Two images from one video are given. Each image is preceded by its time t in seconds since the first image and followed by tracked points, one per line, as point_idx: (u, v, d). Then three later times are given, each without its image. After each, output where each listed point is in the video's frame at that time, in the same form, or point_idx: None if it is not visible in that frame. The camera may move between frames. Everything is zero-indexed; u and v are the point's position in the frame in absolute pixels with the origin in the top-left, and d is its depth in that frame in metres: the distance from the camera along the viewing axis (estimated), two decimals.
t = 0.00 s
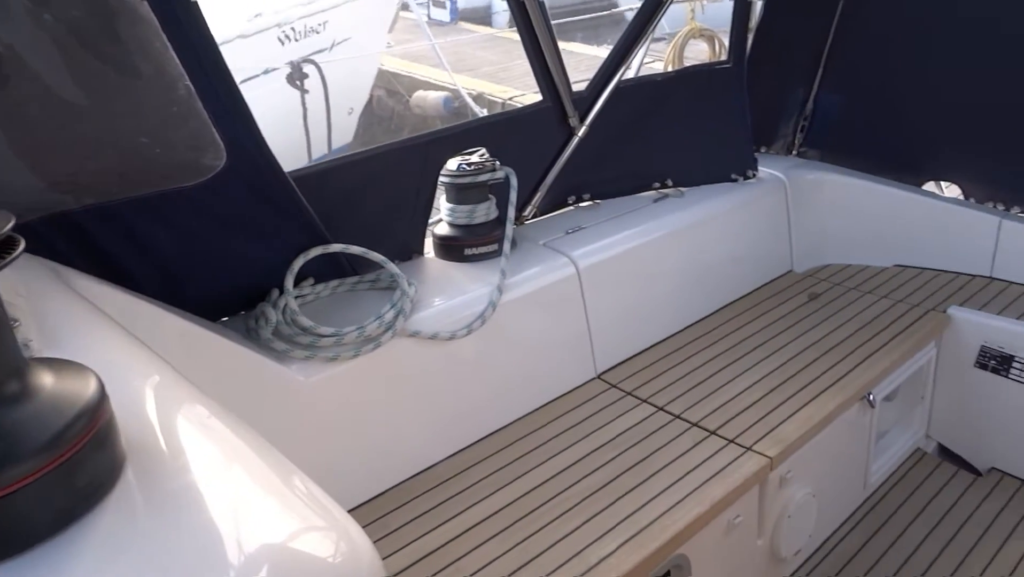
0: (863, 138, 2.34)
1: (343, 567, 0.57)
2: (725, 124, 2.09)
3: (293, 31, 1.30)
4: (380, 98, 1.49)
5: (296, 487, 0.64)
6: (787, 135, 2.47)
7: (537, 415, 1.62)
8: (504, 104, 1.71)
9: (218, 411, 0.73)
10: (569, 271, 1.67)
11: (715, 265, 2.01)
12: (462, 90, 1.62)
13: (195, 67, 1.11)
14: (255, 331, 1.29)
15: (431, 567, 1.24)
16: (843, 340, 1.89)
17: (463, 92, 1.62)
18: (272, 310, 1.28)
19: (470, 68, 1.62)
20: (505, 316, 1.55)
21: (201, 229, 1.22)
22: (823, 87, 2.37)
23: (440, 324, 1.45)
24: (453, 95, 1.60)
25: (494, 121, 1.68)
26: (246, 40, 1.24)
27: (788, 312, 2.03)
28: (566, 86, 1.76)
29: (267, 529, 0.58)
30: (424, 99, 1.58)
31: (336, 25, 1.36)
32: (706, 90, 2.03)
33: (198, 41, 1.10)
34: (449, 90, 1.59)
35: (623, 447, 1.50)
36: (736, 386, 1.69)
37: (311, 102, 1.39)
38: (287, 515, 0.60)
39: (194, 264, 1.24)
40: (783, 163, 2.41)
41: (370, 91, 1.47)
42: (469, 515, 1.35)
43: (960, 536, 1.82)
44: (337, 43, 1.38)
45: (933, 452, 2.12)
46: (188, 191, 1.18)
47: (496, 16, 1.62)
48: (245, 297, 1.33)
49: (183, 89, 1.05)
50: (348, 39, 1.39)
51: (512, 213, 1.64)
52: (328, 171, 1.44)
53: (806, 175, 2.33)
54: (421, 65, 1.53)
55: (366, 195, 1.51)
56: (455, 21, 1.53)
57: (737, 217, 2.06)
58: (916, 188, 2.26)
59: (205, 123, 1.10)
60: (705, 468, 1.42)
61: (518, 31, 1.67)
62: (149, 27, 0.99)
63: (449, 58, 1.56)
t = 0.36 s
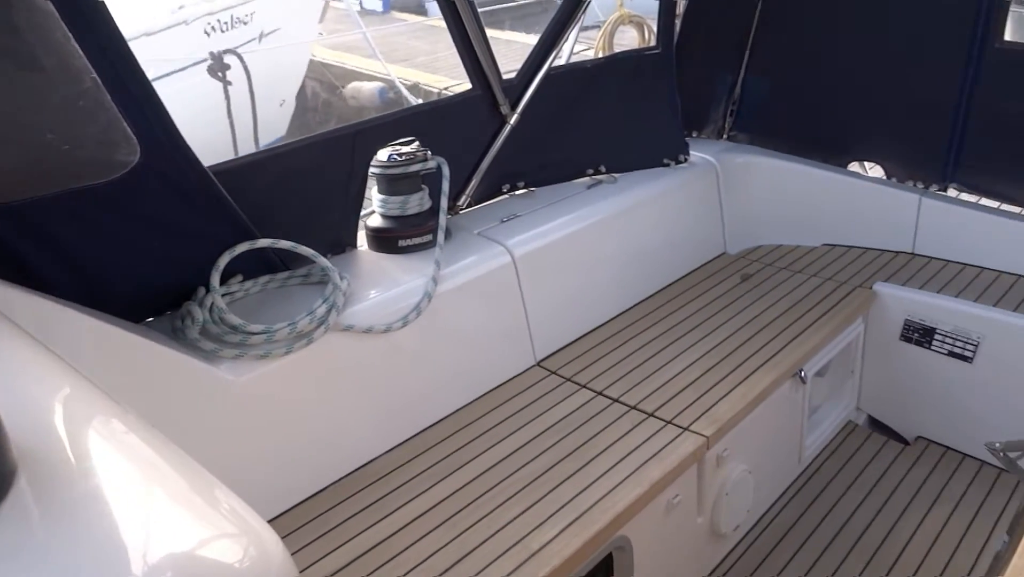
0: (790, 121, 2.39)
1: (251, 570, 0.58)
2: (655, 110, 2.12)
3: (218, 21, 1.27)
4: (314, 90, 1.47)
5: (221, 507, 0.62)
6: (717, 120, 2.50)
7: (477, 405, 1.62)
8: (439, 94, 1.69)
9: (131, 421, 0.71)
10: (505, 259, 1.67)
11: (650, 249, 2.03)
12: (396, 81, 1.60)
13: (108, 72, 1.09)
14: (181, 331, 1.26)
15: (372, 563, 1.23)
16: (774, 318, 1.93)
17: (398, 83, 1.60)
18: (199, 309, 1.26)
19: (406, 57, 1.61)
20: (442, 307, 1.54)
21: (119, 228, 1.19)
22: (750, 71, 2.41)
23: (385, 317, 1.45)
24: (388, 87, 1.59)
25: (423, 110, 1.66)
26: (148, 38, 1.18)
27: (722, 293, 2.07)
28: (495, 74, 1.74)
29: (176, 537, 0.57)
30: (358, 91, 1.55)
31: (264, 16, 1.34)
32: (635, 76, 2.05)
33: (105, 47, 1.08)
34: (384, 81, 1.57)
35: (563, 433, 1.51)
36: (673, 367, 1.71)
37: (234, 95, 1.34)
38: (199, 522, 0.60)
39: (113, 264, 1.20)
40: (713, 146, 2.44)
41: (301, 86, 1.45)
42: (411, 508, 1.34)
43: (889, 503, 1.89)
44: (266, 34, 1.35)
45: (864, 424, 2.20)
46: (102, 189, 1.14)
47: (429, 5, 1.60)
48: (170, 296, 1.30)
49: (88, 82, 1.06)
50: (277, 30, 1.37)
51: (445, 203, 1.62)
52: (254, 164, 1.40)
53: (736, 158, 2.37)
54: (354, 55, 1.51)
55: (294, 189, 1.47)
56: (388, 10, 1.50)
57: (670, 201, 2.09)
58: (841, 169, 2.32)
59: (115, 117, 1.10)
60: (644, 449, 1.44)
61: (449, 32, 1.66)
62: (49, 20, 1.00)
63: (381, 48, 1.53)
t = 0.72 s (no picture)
0: (718, 106, 2.43)
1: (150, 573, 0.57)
2: (586, 97, 2.13)
3: (140, 15, 1.24)
4: (247, 84, 1.44)
5: (133, 524, 0.62)
6: (648, 107, 2.56)
7: (416, 398, 1.61)
8: (376, 86, 1.69)
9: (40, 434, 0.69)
10: (439, 250, 1.66)
11: (585, 236, 2.05)
12: (328, 73, 1.59)
13: (12, 73, 1.07)
14: (103, 334, 1.22)
15: (310, 561, 1.22)
16: (707, 300, 1.97)
17: (330, 75, 1.60)
18: (120, 311, 1.22)
19: (338, 49, 1.60)
20: (376, 301, 1.53)
21: (30, 229, 1.14)
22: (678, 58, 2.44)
23: (318, 312, 1.43)
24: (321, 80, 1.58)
25: (352, 101, 1.64)
26: (47, 40, 1.14)
27: (657, 278, 2.10)
28: (423, 63, 1.73)
29: (77, 548, 0.56)
30: (290, 84, 1.53)
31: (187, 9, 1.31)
32: (566, 64, 2.06)
33: (10, 42, 1.06)
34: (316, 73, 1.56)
35: (502, 422, 1.52)
36: (610, 352, 1.73)
37: (155, 87, 1.30)
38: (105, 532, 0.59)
39: (24, 267, 1.15)
40: (644, 133, 2.50)
41: (231, 81, 1.41)
42: (350, 504, 1.33)
43: (822, 476, 1.96)
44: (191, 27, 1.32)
45: (798, 400, 2.26)
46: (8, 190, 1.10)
47: None
48: (89, 298, 1.26)
49: None
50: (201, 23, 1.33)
51: (377, 195, 1.61)
52: (175, 159, 1.36)
53: (666, 144, 2.43)
54: (284, 48, 1.49)
55: (219, 184, 1.44)
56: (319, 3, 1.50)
57: (604, 188, 2.11)
58: (768, 152, 2.39)
59: (16, 112, 1.07)
60: (582, 434, 1.46)
61: (376, 27, 1.65)
62: None
63: (311, 40, 1.53)
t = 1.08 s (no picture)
0: (639, 93, 2.46)
1: None
2: (508, 88, 2.13)
3: (46, 15, 1.19)
4: (165, 85, 1.41)
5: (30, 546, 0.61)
6: (572, 95, 2.59)
7: (348, 395, 1.60)
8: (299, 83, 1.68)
9: None
10: (365, 246, 1.64)
11: (513, 226, 2.06)
12: (250, 71, 1.57)
13: None
14: (11, 347, 1.18)
15: (243, 567, 1.19)
16: (636, 285, 2.00)
17: (252, 72, 1.57)
18: (29, 323, 1.18)
19: (258, 48, 1.57)
20: (300, 301, 1.50)
21: None
22: (599, 46, 2.45)
23: (241, 312, 1.41)
24: (243, 78, 1.56)
25: (267, 98, 1.61)
26: None
27: (586, 265, 2.13)
28: (339, 56, 1.70)
29: None
30: (212, 83, 1.50)
31: (96, 8, 1.25)
32: (487, 55, 2.05)
33: None
34: (238, 72, 1.54)
35: (436, 414, 1.51)
36: (541, 340, 1.75)
37: (56, 88, 1.23)
38: None
39: None
40: (569, 122, 2.53)
41: (149, 80, 1.38)
42: (282, 507, 1.31)
43: (753, 450, 2.01)
44: (101, 27, 1.26)
45: (727, 377, 2.32)
46: None
47: None
48: None
49: None
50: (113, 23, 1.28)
51: (297, 193, 1.58)
52: (81, 162, 1.31)
53: (591, 132, 2.47)
54: (200, 46, 1.43)
55: (130, 186, 1.40)
56: None
57: (530, 177, 2.12)
58: (690, 137, 2.44)
59: None
60: (516, 422, 1.47)
61: (295, 31, 1.63)
62: None
63: (233, 39, 1.49)
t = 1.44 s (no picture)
0: (560, 85, 2.48)
1: None
2: (428, 82, 2.12)
3: None
4: (76, 90, 1.39)
5: None
6: (493, 89, 2.59)
7: (277, 400, 1.57)
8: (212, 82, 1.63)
9: None
10: (286, 248, 1.61)
11: (439, 222, 2.05)
12: (165, 73, 1.55)
13: None
14: None
15: None
16: (563, 275, 2.02)
17: (167, 74, 1.55)
18: None
19: (172, 48, 1.55)
20: (220, 306, 1.47)
21: None
22: (517, 39, 2.46)
23: (159, 321, 1.37)
24: (158, 81, 1.54)
25: (176, 99, 1.56)
26: None
27: (513, 258, 2.14)
28: (250, 54, 1.66)
29: None
30: (125, 87, 1.48)
31: None
32: (405, 50, 2.03)
33: None
34: (152, 74, 1.52)
35: (367, 414, 1.50)
36: (471, 334, 1.75)
37: None
38: None
39: None
40: (491, 115, 2.53)
41: (58, 84, 1.35)
42: (209, 517, 1.28)
43: (684, 432, 2.06)
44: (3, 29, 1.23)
45: (658, 362, 2.37)
46: None
47: None
48: None
49: None
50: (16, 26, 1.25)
51: (212, 196, 1.54)
52: None
53: (513, 125, 2.48)
54: (120, 50, 1.44)
55: (31, 194, 1.33)
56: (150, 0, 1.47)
57: (453, 172, 2.11)
58: (611, 128, 2.47)
59: None
60: (448, 418, 1.47)
61: (200, 27, 1.58)
62: None
63: (142, 39, 1.47)
